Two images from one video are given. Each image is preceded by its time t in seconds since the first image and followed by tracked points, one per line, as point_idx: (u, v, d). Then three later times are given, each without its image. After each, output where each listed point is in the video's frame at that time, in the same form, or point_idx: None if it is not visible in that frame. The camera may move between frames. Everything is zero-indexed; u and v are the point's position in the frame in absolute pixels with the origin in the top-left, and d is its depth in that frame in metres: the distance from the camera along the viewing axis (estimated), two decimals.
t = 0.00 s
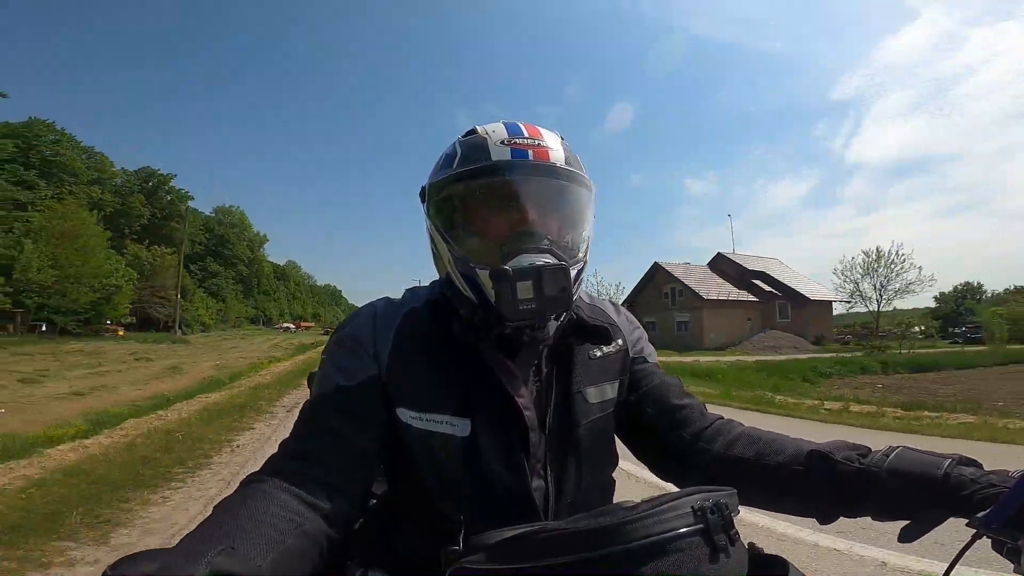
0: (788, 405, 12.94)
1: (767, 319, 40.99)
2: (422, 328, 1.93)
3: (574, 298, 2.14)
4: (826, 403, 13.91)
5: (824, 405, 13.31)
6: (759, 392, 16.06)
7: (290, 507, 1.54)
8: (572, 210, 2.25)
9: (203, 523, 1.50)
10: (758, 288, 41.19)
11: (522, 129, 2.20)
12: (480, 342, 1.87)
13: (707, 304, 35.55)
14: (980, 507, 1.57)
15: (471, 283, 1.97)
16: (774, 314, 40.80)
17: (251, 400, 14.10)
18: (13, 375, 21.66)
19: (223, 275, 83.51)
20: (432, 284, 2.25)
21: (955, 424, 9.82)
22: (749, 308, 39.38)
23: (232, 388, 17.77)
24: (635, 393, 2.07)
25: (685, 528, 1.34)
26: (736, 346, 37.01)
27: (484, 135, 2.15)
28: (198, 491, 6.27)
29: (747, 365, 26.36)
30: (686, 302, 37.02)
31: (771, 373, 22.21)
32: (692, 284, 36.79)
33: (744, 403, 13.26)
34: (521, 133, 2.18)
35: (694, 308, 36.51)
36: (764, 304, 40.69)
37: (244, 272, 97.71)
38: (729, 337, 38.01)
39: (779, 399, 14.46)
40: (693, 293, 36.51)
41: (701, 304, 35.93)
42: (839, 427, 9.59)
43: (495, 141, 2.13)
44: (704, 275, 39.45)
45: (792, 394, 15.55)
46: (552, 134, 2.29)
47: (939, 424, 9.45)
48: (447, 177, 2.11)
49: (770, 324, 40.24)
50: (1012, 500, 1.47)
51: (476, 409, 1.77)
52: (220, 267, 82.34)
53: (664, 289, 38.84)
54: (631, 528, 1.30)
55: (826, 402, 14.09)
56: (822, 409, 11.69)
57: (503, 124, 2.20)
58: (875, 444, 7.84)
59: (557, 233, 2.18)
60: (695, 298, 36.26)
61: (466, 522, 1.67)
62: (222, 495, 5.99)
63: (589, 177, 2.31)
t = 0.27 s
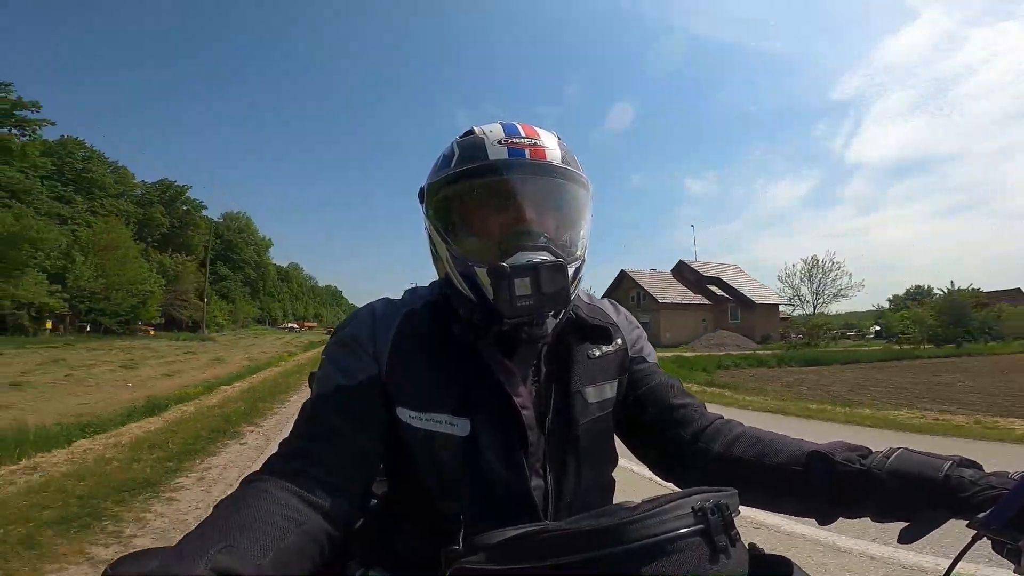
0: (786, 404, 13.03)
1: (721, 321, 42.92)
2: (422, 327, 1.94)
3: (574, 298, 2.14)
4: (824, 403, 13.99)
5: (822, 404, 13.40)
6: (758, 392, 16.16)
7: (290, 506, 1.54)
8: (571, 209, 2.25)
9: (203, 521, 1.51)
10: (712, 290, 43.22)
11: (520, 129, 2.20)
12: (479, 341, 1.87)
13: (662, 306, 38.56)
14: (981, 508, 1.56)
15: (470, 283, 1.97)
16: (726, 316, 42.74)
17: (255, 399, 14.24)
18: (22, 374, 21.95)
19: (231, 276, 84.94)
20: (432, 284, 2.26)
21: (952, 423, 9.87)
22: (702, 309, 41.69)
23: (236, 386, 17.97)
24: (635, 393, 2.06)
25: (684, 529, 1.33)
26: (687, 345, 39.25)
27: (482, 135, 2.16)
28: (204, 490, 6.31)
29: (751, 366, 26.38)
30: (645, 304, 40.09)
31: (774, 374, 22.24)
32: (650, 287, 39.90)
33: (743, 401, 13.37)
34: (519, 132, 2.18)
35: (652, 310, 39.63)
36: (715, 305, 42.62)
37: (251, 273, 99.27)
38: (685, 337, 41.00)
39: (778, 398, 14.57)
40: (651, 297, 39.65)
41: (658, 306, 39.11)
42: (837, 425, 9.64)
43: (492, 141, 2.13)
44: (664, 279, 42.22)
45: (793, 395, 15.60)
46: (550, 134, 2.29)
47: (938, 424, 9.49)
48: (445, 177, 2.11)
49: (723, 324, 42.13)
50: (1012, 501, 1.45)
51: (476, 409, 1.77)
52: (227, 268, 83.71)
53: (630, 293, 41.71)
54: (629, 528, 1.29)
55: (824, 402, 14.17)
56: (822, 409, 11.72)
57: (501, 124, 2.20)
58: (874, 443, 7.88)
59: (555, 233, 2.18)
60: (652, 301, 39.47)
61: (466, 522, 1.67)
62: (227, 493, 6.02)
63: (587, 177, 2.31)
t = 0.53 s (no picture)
0: (781, 404, 13.14)
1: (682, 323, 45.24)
2: (423, 328, 1.94)
3: (574, 300, 2.14)
4: (818, 402, 14.11)
5: (816, 404, 13.51)
6: (753, 392, 16.28)
7: (292, 506, 1.55)
8: (572, 211, 2.25)
9: (205, 522, 1.50)
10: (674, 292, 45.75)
11: (521, 131, 2.21)
12: (479, 342, 1.88)
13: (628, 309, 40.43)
14: (982, 510, 1.56)
15: (472, 284, 1.98)
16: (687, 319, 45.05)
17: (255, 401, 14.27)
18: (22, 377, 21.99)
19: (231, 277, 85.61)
20: (433, 286, 2.27)
21: (946, 421, 9.93)
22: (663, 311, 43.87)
23: (235, 388, 18.02)
24: (635, 395, 2.07)
25: (685, 531, 1.33)
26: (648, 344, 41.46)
27: (484, 137, 2.16)
28: (205, 489, 6.31)
29: (749, 369, 26.46)
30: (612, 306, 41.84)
31: (773, 376, 22.32)
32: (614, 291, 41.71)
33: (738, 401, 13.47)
34: (520, 135, 2.19)
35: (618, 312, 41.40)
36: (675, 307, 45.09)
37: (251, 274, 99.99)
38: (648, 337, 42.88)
39: (773, 398, 14.68)
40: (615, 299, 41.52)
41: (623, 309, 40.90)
42: (833, 425, 9.69)
43: (495, 143, 2.14)
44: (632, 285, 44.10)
45: (791, 396, 15.67)
46: (552, 137, 2.30)
47: (935, 423, 9.55)
48: (447, 180, 2.12)
49: (681, 325, 44.41)
50: (1012, 503, 1.46)
51: (476, 410, 1.77)
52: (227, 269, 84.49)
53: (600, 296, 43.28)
54: (630, 530, 1.30)
55: (819, 401, 14.28)
56: (820, 409, 11.78)
57: (503, 126, 2.21)
58: (870, 442, 7.93)
59: (557, 235, 2.18)
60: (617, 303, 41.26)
61: (467, 522, 1.68)
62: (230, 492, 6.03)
63: (588, 178, 2.31)
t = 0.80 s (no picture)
0: (777, 404, 13.28)
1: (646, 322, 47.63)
2: (422, 329, 1.94)
3: (572, 301, 2.14)
4: (814, 403, 14.22)
5: (811, 404, 13.63)
6: (749, 393, 16.41)
7: (290, 505, 1.55)
8: (570, 212, 2.25)
9: (203, 521, 1.51)
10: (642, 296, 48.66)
11: (518, 133, 2.21)
12: (478, 343, 1.88)
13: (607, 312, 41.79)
14: (980, 513, 1.56)
15: (470, 285, 1.98)
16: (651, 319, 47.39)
17: (253, 400, 14.30)
18: (20, 376, 22.01)
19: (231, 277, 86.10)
20: (431, 286, 2.27)
21: (941, 422, 10.02)
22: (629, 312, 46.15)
23: (232, 388, 18.06)
24: (633, 396, 2.07)
25: (682, 533, 1.33)
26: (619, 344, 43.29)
27: (481, 139, 2.16)
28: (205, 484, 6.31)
29: (745, 370, 26.56)
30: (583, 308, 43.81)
31: (768, 378, 22.46)
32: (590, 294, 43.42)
33: (734, 402, 13.60)
34: (517, 136, 2.19)
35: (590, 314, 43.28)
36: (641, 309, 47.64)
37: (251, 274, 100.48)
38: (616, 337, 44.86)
39: (769, 398, 14.81)
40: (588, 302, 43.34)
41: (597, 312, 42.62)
42: (829, 425, 9.77)
43: (492, 145, 2.14)
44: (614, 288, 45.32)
45: (785, 397, 15.78)
46: (549, 138, 2.30)
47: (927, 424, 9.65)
48: (444, 181, 2.12)
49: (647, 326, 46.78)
50: (1012, 506, 1.45)
51: (475, 410, 1.77)
52: (228, 269, 84.98)
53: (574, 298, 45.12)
54: (628, 532, 1.29)
55: (814, 402, 14.40)
56: (814, 410, 11.87)
57: (501, 128, 2.21)
58: (865, 443, 7.99)
59: (554, 236, 2.18)
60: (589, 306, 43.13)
61: (466, 522, 1.68)
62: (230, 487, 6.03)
63: (586, 180, 2.31)
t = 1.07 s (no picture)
0: (774, 405, 13.36)
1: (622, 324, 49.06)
2: (422, 326, 1.95)
3: (572, 299, 2.14)
4: (811, 404, 14.31)
5: (808, 406, 13.71)
6: (746, 394, 16.52)
7: (290, 503, 1.55)
8: (569, 210, 2.25)
9: (202, 519, 1.51)
10: (619, 298, 50.69)
11: (518, 129, 2.21)
12: (478, 340, 1.88)
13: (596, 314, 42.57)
14: (980, 510, 1.56)
15: (469, 283, 1.98)
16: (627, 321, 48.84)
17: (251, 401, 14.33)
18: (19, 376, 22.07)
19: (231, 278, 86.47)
20: (431, 284, 2.27)
21: (936, 424, 10.08)
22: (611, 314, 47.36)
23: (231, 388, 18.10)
24: (633, 393, 2.07)
25: (682, 531, 1.33)
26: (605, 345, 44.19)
27: (480, 136, 2.16)
28: (208, 488, 6.30)
29: (743, 372, 26.64)
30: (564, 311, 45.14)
31: (766, 380, 22.50)
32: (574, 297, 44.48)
33: (731, 403, 13.69)
34: (516, 133, 2.19)
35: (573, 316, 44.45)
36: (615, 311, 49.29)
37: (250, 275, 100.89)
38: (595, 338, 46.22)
39: (766, 400, 14.90)
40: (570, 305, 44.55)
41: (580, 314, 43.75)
42: (826, 426, 9.82)
43: (491, 141, 2.14)
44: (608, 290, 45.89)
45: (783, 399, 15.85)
46: (548, 135, 2.30)
47: (922, 425, 9.71)
48: (444, 177, 2.12)
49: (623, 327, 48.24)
50: (1010, 503, 1.46)
51: (476, 408, 1.77)
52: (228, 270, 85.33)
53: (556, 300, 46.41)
54: (627, 529, 1.30)
55: (811, 404, 14.49)
56: (812, 411, 11.90)
57: (500, 125, 2.21)
58: (861, 443, 8.04)
59: (554, 233, 2.19)
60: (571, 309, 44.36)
61: (465, 520, 1.68)
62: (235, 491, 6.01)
63: (585, 178, 2.31)
